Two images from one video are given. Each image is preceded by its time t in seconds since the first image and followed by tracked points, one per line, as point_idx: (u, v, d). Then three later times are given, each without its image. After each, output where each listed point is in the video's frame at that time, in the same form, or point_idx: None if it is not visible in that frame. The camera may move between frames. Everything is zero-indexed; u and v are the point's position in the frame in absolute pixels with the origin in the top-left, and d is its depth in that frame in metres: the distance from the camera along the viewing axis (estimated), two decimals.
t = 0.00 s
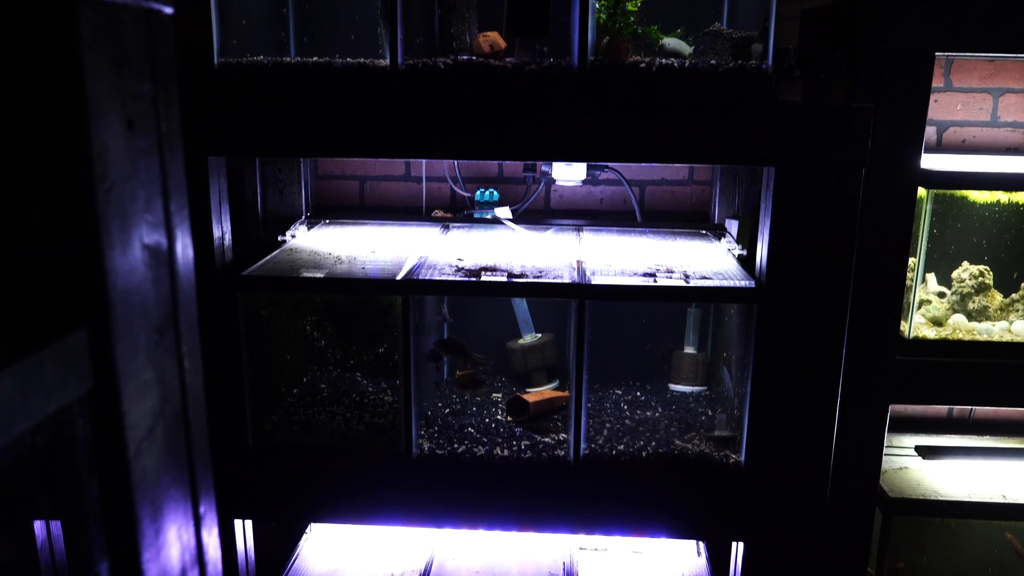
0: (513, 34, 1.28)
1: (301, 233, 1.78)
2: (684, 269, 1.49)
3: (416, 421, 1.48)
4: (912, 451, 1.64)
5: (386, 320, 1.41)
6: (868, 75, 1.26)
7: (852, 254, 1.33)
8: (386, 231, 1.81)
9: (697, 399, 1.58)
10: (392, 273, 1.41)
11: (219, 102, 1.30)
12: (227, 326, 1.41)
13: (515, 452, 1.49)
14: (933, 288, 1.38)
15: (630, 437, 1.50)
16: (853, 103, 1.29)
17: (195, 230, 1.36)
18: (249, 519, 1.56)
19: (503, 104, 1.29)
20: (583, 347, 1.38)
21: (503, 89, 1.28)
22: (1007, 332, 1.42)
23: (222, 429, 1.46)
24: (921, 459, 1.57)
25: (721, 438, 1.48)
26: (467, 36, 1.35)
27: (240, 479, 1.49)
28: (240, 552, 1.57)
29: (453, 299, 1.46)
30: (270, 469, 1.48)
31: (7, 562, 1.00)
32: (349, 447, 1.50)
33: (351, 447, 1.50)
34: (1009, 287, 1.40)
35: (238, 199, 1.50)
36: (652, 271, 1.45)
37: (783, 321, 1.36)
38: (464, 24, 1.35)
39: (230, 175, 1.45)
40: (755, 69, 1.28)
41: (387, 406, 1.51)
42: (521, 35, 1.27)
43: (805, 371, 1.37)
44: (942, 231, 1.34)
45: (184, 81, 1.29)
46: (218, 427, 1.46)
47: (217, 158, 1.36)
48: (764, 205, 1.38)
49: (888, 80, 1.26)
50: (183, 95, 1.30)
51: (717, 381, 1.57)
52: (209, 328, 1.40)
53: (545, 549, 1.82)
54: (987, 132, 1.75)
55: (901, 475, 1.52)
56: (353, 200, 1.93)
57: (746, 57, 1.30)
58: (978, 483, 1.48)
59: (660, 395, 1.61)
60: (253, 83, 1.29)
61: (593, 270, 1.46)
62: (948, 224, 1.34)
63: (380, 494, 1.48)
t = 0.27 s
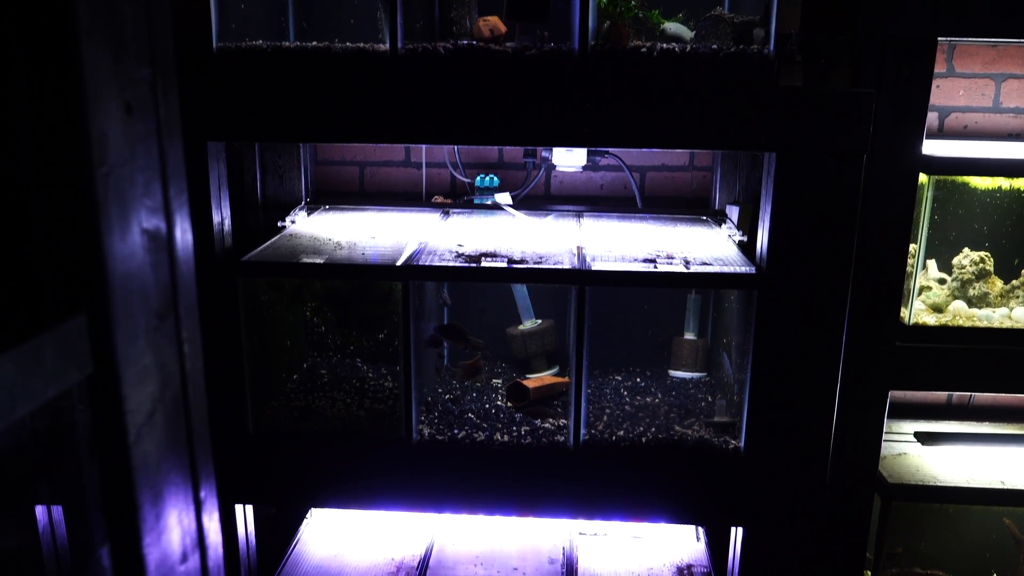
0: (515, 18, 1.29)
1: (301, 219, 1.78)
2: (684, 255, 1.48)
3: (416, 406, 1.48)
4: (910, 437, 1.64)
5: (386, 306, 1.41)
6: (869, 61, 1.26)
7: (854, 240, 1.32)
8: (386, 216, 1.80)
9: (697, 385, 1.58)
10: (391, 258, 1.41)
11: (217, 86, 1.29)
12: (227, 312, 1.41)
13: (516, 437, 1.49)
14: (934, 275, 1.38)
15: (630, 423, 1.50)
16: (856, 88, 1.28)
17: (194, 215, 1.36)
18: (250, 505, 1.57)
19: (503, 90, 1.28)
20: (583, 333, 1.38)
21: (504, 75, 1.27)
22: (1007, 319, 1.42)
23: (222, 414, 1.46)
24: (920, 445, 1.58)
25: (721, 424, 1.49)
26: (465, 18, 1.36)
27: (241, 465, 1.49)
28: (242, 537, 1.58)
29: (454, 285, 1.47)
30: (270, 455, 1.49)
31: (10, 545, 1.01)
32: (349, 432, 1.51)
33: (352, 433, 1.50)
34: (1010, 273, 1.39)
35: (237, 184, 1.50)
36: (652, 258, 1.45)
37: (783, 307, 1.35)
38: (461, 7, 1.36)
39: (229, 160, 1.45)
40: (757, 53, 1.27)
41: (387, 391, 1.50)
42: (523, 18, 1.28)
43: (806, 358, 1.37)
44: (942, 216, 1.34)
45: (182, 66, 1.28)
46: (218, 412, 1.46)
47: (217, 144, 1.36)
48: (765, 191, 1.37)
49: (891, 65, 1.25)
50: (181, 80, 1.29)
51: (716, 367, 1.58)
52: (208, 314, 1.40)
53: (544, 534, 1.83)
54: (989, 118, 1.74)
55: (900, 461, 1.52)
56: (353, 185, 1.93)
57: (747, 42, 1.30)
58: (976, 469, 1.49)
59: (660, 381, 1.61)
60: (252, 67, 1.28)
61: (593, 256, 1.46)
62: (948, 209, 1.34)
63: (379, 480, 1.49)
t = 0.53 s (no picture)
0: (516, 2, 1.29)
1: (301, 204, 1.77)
2: (685, 240, 1.48)
3: (416, 392, 1.48)
4: (910, 422, 1.64)
5: (386, 292, 1.40)
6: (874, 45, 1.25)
7: (856, 225, 1.32)
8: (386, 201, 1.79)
9: (696, 370, 1.58)
10: (391, 244, 1.40)
11: (215, 69, 1.28)
12: (227, 298, 1.40)
13: (516, 422, 1.49)
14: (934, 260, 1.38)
15: (629, 408, 1.51)
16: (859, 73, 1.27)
17: (193, 200, 1.35)
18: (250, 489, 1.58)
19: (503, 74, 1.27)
20: (582, 319, 1.38)
21: (504, 60, 1.26)
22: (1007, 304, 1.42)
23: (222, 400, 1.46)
24: (920, 430, 1.58)
25: (721, 410, 1.49)
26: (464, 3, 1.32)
27: (241, 450, 1.49)
28: (243, 521, 1.59)
29: (456, 270, 1.47)
30: (270, 440, 1.49)
31: (12, 529, 1.02)
32: (349, 418, 1.51)
33: (352, 418, 1.50)
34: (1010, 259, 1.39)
35: (236, 169, 1.49)
36: (653, 243, 1.44)
37: (784, 292, 1.35)
38: None
39: (228, 145, 1.44)
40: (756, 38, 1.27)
41: (387, 376, 1.50)
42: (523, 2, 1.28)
43: (806, 343, 1.37)
44: (943, 201, 1.34)
45: (180, 50, 1.27)
46: (218, 397, 1.46)
47: (216, 129, 1.35)
48: (767, 176, 1.36)
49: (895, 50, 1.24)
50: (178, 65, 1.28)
51: (717, 352, 1.57)
52: (207, 300, 1.39)
53: (544, 518, 1.84)
54: (993, 104, 1.72)
55: (899, 447, 1.53)
56: (353, 170, 1.93)
57: (750, 27, 1.28)
58: (975, 454, 1.49)
59: (660, 366, 1.63)
60: (250, 52, 1.27)
61: (593, 242, 1.45)
62: (950, 195, 1.34)
63: (379, 464, 1.49)
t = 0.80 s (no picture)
0: None
1: (300, 187, 1.76)
2: (685, 224, 1.48)
3: (416, 375, 1.48)
4: (909, 406, 1.65)
5: (386, 275, 1.41)
6: (879, 29, 1.23)
7: (857, 208, 1.31)
8: (386, 185, 1.79)
9: (696, 354, 1.60)
10: (391, 228, 1.40)
11: (213, 51, 1.27)
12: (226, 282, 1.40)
13: (515, 406, 1.50)
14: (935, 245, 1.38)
15: (629, 392, 1.52)
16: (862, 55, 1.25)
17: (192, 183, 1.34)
18: (250, 472, 1.58)
19: (503, 57, 1.26)
20: (582, 303, 1.38)
21: (503, 43, 1.25)
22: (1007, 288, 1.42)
23: (222, 383, 1.46)
24: (919, 415, 1.58)
25: (721, 394, 1.50)
26: None
27: (242, 434, 1.50)
28: (244, 504, 1.59)
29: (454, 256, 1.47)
30: (270, 422, 1.49)
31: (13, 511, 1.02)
32: (350, 402, 1.51)
33: (353, 402, 1.51)
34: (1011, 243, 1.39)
35: (235, 152, 1.48)
36: (653, 228, 1.44)
37: (784, 276, 1.35)
38: None
39: (227, 129, 1.43)
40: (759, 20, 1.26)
41: (387, 359, 1.55)
42: None
43: (806, 327, 1.37)
44: (945, 186, 1.33)
45: (177, 32, 1.26)
46: (218, 381, 1.46)
47: (215, 112, 1.34)
48: (767, 160, 1.36)
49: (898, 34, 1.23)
50: (177, 47, 1.27)
51: (717, 337, 1.58)
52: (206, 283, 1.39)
53: (544, 501, 1.85)
54: (995, 88, 1.72)
55: (898, 431, 1.53)
56: (352, 154, 1.91)
57: (752, 9, 1.28)
58: (974, 439, 1.49)
59: (660, 350, 1.64)
60: (248, 33, 1.26)
61: (594, 226, 1.45)
62: (951, 180, 1.33)
63: (380, 448, 1.49)
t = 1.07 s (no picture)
0: None
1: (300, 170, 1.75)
2: (686, 207, 1.47)
3: (417, 358, 1.49)
4: (909, 390, 1.65)
5: (386, 258, 1.40)
6: (883, 9, 1.22)
7: (860, 191, 1.30)
8: (385, 167, 1.78)
9: (696, 337, 1.59)
10: (391, 210, 1.39)
11: (210, 31, 1.26)
12: (226, 264, 1.40)
13: (515, 389, 1.51)
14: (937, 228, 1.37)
15: (629, 375, 1.52)
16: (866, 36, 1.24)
17: (191, 165, 1.33)
18: (251, 454, 1.58)
19: (502, 37, 1.24)
20: (583, 286, 1.38)
21: (503, 22, 1.24)
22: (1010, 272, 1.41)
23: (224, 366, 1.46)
24: (918, 398, 1.59)
25: (721, 376, 1.51)
26: None
27: (243, 416, 1.50)
28: (245, 486, 1.60)
29: (456, 237, 1.46)
30: (271, 405, 1.50)
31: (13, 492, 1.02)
32: (350, 385, 1.51)
33: (354, 385, 1.51)
34: (1012, 227, 1.38)
35: (234, 134, 1.47)
36: (654, 210, 1.43)
37: (785, 259, 1.34)
38: None
39: (226, 111, 1.42)
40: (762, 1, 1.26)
41: (388, 343, 1.51)
42: None
43: (806, 310, 1.37)
44: (947, 169, 1.32)
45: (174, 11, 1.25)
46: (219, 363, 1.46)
47: (213, 93, 1.33)
48: (769, 142, 1.35)
49: (903, 14, 1.21)
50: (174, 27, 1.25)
51: (717, 320, 1.58)
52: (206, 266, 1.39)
53: (544, 483, 1.86)
54: (998, 70, 1.70)
55: (898, 414, 1.53)
56: (352, 137, 1.92)
57: None
58: (972, 422, 1.50)
59: (660, 334, 1.64)
60: (246, 13, 1.25)
61: (595, 209, 1.44)
62: (953, 163, 1.32)
63: (381, 431, 1.50)
